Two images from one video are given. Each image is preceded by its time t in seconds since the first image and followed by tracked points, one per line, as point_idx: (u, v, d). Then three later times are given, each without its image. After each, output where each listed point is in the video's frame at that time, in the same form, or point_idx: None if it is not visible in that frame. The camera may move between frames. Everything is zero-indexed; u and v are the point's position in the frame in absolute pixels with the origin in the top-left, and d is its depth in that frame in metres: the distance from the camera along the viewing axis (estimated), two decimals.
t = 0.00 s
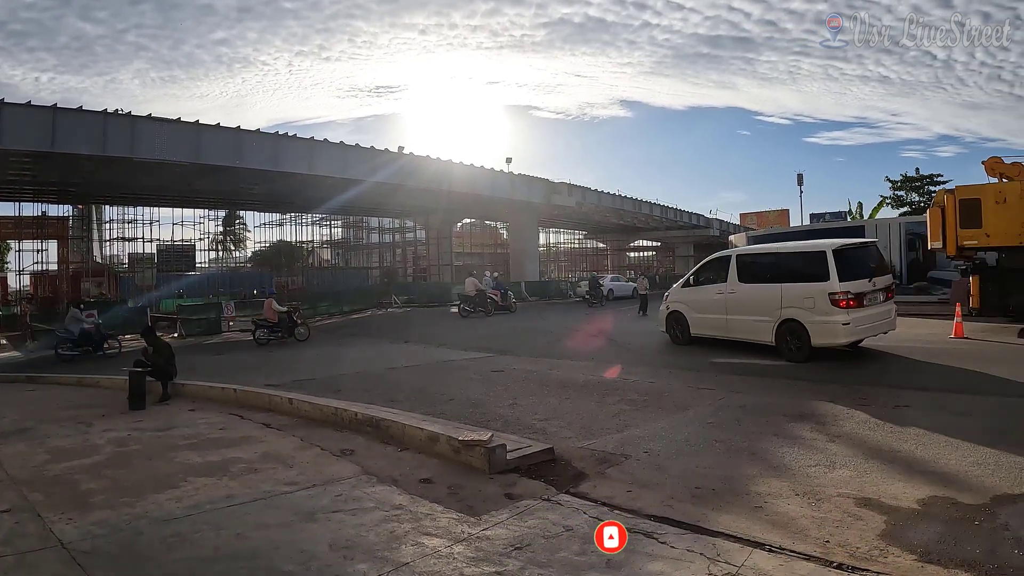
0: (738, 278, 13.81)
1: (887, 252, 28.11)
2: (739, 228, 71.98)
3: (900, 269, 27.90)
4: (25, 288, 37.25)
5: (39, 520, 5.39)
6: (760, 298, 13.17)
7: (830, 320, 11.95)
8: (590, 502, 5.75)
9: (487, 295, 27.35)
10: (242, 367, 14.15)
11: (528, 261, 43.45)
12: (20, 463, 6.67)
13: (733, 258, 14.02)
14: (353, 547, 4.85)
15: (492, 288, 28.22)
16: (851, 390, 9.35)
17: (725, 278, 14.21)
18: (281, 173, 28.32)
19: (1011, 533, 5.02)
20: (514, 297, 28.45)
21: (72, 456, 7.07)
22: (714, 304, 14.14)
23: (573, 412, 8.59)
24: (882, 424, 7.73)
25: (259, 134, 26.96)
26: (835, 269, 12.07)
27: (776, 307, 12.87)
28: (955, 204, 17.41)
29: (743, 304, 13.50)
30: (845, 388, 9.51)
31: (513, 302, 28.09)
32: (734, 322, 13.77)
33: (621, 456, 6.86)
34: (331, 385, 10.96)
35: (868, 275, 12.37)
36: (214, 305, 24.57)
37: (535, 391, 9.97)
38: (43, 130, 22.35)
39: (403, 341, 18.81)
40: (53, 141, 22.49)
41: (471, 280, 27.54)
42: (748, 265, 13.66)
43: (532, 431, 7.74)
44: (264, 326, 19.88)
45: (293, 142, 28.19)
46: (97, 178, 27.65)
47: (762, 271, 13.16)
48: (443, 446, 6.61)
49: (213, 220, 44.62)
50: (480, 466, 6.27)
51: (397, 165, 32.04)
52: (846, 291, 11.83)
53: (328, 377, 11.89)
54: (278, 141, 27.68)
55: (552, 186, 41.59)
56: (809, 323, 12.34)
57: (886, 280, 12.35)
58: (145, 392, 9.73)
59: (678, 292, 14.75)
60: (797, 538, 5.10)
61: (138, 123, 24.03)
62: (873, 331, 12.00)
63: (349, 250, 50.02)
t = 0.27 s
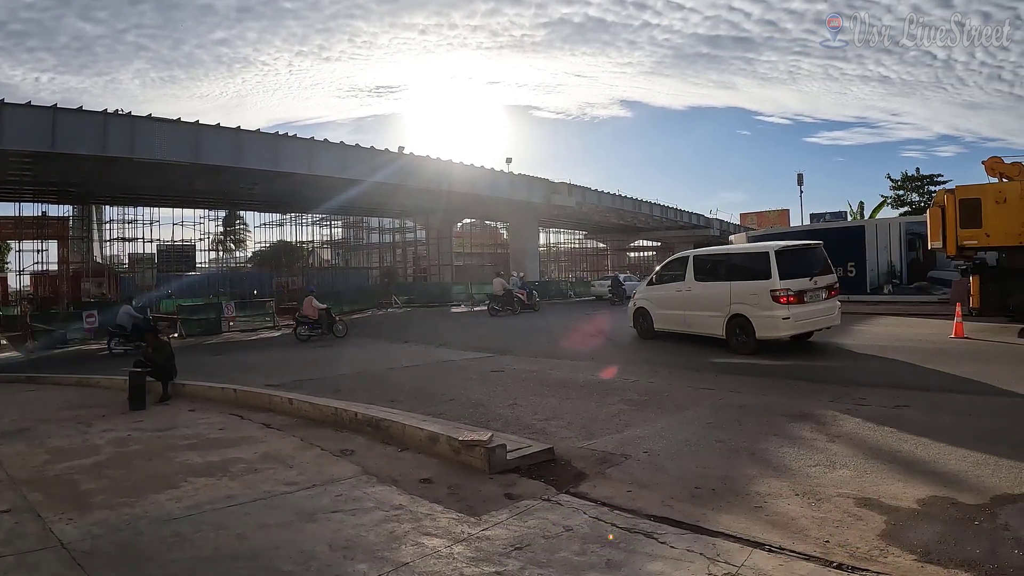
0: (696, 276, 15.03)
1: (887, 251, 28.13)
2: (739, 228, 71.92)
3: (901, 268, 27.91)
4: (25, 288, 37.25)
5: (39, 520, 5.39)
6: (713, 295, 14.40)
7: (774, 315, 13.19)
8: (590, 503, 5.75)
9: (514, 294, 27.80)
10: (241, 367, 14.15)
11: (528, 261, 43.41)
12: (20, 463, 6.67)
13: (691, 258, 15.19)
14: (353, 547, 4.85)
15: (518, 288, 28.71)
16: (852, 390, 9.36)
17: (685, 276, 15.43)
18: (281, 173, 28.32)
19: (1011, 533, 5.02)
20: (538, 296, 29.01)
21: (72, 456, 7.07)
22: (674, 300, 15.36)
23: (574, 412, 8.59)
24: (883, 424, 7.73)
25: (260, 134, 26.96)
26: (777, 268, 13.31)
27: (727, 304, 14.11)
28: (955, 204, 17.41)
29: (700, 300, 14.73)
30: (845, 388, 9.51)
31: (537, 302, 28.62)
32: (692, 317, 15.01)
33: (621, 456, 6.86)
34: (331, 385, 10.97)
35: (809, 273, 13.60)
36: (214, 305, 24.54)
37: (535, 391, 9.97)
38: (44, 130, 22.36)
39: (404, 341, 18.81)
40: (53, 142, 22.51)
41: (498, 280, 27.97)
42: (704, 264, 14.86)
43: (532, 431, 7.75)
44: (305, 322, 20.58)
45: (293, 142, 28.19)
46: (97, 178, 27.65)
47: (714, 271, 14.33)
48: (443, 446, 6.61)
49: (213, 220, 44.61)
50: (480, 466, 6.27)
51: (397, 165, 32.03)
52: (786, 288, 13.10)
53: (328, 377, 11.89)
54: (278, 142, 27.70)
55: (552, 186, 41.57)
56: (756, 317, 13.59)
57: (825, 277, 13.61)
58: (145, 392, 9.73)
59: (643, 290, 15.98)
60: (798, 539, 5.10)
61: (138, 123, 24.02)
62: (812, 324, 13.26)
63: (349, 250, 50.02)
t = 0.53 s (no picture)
0: (665, 276, 16.19)
1: (889, 251, 28.12)
2: (741, 228, 71.85)
3: (903, 267, 27.90)
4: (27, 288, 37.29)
5: (41, 520, 5.40)
6: (679, 293, 15.53)
7: (730, 311, 14.29)
8: (592, 503, 5.74)
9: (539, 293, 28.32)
10: (242, 367, 14.15)
11: (530, 261, 43.38)
12: (22, 463, 6.68)
13: (662, 259, 16.34)
14: (354, 547, 4.85)
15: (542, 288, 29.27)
16: (854, 389, 9.36)
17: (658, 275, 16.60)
18: (283, 174, 28.32)
19: (1013, 533, 5.01)
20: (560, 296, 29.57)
21: (73, 456, 7.07)
22: (646, 298, 16.54)
23: (576, 412, 8.58)
24: (885, 424, 7.72)
25: (261, 134, 26.97)
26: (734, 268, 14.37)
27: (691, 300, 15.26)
28: (958, 203, 17.46)
29: (668, 297, 15.88)
30: (847, 388, 9.50)
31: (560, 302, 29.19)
32: (662, 313, 16.18)
33: (623, 456, 6.85)
34: (334, 385, 10.97)
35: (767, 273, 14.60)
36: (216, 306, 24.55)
37: (537, 391, 9.96)
38: (45, 131, 22.38)
39: (405, 341, 18.81)
40: (55, 142, 22.52)
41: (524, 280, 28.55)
42: (673, 264, 15.99)
43: (534, 431, 7.75)
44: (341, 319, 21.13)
45: (295, 143, 28.20)
46: (99, 178, 27.67)
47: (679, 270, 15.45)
48: (444, 446, 6.61)
49: (215, 220, 44.63)
50: (482, 467, 6.27)
51: (398, 165, 32.03)
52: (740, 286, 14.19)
53: (329, 377, 11.89)
54: (279, 142, 27.71)
55: (554, 186, 41.57)
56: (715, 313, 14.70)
57: (782, 278, 14.58)
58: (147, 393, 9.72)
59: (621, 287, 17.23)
60: (800, 539, 5.09)
61: (139, 124, 24.03)
62: (766, 321, 14.27)
63: (350, 250, 50.03)
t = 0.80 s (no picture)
0: (641, 275, 17.49)
1: (892, 250, 28.08)
2: (744, 228, 71.79)
3: (906, 267, 27.86)
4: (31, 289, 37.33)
5: (44, 520, 5.40)
6: (653, 290, 16.75)
7: (694, 307, 15.54)
8: (595, 503, 5.74)
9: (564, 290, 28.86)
10: (246, 367, 14.18)
11: (533, 261, 43.33)
12: (26, 463, 6.69)
13: (638, 260, 17.63)
14: (357, 547, 4.84)
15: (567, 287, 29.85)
16: (858, 389, 9.36)
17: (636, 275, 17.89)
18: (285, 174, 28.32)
19: (1016, 533, 5.00)
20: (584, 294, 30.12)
21: (77, 456, 7.08)
22: (625, 296, 17.82)
23: (579, 412, 8.58)
24: (889, 424, 7.71)
25: (264, 134, 26.99)
26: (700, 267, 15.54)
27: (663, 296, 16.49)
28: (960, 203, 17.39)
29: (644, 295, 17.15)
30: (850, 387, 9.50)
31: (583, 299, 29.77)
32: (639, 311, 17.43)
33: (626, 456, 6.84)
34: (337, 385, 10.98)
35: (733, 273, 15.72)
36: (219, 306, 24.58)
37: (540, 391, 9.96)
38: (48, 131, 22.41)
39: (409, 341, 18.81)
40: (58, 143, 22.56)
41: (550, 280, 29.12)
42: (649, 264, 17.25)
43: (537, 431, 7.74)
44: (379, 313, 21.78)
45: (298, 143, 28.21)
46: (102, 179, 27.71)
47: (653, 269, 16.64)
48: (447, 446, 6.61)
49: (218, 221, 44.66)
50: (485, 467, 6.27)
51: (401, 165, 32.03)
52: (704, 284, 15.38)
53: (333, 377, 11.89)
54: (282, 142, 27.73)
55: (557, 186, 41.55)
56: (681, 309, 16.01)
57: (747, 277, 15.67)
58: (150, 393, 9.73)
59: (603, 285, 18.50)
60: (804, 539, 5.08)
61: (142, 125, 24.05)
62: (729, 317, 15.42)
63: (353, 251, 50.05)
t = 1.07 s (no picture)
0: (624, 274, 18.83)
1: (896, 250, 28.03)
2: (747, 228, 71.76)
3: (910, 266, 27.80)
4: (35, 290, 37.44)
5: (48, 521, 5.41)
6: (633, 288, 18.11)
7: (665, 304, 16.88)
8: (599, 503, 5.73)
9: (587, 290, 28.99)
10: (250, 368, 14.22)
11: (536, 261, 43.38)
12: (31, 464, 6.71)
13: (621, 260, 18.96)
14: (361, 548, 4.85)
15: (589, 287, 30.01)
16: (862, 389, 9.37)
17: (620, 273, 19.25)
18: (289, 175, 28.35)
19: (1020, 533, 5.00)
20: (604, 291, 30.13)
21: (80, 457, 7.09)
22: (610, 294, 19.22)
23: (582, 412, 8.58)
24: (894, 424, 7.70)
25: (267, 135, 27.01)
26: (671, 268, 16.81)
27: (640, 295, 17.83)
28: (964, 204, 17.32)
29: (625, 293, 18.48)
30: (854, 388, 9.49)
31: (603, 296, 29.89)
32: (621, 307, 18.80)
33: (630, 457, 6.84)
34: (342, 386, 11.01)
35: (703, 273, 16.97)
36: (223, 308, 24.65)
37: (544, 391, 9.96)
38: (53, 133, 22.46)
39: (413, 342, 18.87)
40: (62, 145, 22.61)
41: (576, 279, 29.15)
42: (631, 264, 18.58)
43: (541, 432, 7.75)
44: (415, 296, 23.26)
45: (301, 144, 28.23)
46: (107, 181, 27.81)
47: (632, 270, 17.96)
48: (451, 447, 6.61)
49: (222, 222, 44.75)
50: (489, 467, 6.27)
51: (404, 166, 32.05)
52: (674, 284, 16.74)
53: (337, 378, 11.91)
54: (286, 143, 27.76)
55: (560, 187, 41.54)
56: (656, 307, 17.32)
57: (716, 278, 16.93)
58: (155, 393, 9.77)
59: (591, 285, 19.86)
60: (808, 539, 5.08)
61: (145, 126, 24.08)
62: (698, 315, 16.75)
63: (357, 251, 50.15)
